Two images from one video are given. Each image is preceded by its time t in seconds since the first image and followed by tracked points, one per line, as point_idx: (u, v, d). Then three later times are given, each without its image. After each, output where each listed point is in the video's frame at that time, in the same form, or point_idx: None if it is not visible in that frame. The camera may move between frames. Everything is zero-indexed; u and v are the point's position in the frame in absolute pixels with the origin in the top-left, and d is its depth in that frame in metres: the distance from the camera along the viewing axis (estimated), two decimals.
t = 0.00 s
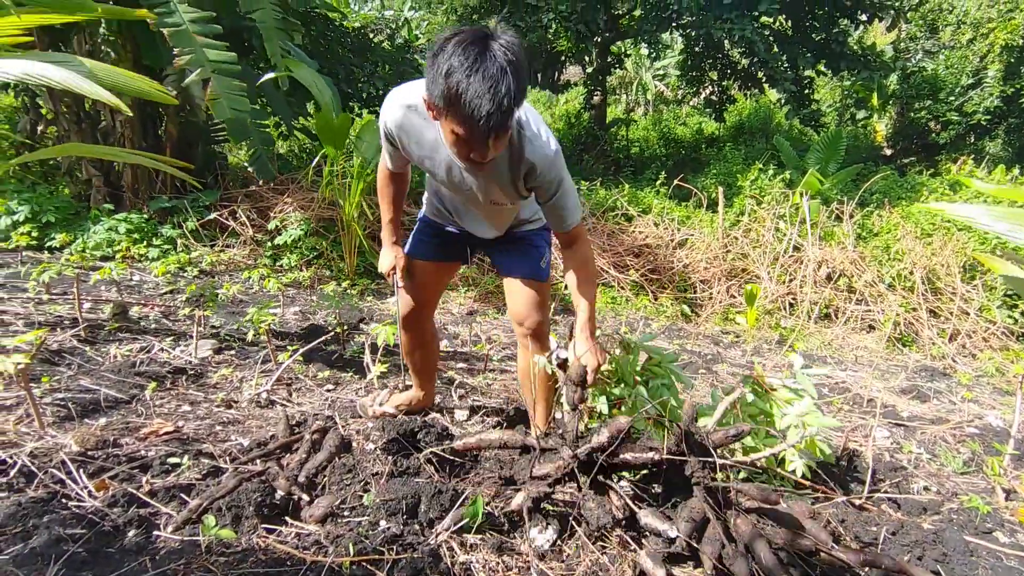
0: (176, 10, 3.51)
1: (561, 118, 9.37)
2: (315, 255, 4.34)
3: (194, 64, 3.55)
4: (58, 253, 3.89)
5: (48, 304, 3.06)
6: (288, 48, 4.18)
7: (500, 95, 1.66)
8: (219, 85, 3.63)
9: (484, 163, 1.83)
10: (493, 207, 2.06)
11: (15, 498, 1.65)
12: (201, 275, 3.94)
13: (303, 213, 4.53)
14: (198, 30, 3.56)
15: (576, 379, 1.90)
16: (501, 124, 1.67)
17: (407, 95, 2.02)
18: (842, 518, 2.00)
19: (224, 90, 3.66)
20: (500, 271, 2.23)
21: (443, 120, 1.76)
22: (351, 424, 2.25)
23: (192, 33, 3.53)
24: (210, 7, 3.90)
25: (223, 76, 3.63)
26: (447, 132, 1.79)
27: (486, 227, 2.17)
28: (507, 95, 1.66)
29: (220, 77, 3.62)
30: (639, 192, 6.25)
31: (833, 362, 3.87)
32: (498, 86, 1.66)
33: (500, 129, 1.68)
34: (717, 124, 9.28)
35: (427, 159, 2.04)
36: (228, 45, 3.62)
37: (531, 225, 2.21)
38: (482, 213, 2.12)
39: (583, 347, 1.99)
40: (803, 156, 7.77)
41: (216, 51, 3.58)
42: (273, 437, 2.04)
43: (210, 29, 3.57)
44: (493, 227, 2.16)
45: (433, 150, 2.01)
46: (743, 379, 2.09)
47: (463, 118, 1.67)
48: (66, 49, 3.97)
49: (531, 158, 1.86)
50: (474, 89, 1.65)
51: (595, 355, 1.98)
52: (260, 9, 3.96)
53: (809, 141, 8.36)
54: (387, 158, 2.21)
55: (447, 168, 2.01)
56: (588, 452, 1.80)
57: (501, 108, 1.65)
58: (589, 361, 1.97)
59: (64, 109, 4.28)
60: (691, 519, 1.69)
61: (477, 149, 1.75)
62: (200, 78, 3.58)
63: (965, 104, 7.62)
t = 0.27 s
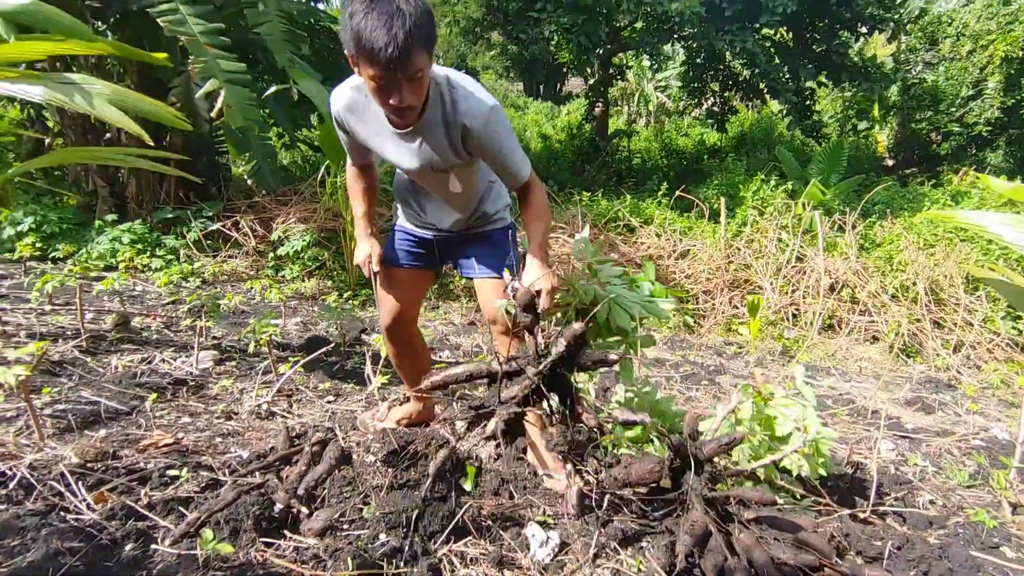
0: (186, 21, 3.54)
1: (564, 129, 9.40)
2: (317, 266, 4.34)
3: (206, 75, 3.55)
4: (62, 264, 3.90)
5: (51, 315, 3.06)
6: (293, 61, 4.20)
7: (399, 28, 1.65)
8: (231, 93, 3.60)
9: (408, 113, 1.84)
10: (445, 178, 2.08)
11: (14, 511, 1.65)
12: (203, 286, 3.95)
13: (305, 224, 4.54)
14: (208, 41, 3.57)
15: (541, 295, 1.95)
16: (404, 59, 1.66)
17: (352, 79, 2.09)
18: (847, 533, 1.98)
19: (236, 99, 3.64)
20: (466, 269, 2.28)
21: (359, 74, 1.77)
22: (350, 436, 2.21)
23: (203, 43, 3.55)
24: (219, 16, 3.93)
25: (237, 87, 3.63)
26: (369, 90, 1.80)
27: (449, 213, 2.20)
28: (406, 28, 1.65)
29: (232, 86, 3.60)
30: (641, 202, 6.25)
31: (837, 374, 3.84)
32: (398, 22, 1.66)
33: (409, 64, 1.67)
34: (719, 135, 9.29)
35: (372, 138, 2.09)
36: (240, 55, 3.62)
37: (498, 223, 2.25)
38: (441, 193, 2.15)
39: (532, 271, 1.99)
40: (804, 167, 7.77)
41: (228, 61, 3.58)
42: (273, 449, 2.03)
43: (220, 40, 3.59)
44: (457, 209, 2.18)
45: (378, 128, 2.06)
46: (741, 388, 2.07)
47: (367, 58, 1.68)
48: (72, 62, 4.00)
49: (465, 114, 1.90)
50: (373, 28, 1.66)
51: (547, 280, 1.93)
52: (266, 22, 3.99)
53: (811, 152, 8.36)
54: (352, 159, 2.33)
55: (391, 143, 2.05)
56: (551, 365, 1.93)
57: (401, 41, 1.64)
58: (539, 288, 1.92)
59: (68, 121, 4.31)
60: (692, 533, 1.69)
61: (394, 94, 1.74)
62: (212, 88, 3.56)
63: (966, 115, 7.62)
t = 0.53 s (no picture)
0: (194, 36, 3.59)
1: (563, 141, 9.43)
2: (317, 278, 4.34)
3: (216, 86, 3.55)
4: (62, 276, 3.90)
5: (50, 327, 3.05)
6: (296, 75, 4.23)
7: (366, 9, 1.72)
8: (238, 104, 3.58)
9: (376, 100, 1.91)
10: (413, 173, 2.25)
11: (9, 526, 1.63)
12: (203, 298, 3.94)
13: (305, 236, 4.55)
14: (215, 54, 3.60)
15: (491, 271, 2.09)
16: (374, 35, 1.72)
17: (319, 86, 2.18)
18: (850, 547, 1.96)
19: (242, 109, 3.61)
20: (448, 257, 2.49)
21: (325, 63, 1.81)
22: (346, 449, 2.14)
23: (211, 57, 3.59)
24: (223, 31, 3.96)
25: (246, 96, 3.62)
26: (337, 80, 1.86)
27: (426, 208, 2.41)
28: (373, 8, 1.73)
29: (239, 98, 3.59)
30: (641, 214, 6.26)
31: (838, 385, 3.82)
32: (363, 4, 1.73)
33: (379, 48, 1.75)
34: (718, 147, 9.32)
35: (343, 144, 2.24)
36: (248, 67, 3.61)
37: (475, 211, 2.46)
38: (413, 189, 2.33)
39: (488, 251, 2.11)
40: (803, 179, 7.79)
41: (237, 74, 3.58)
42: (271, 462, 2.01)
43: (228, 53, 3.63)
44: (435, 201, 2.39)
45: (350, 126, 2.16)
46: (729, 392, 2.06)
47: (340, 41, 1.70)
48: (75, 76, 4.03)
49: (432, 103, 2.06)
50: (337, 11, 1.70)
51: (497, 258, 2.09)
52: (269, 37, 4.02)
53: (810, 165, 8.38)
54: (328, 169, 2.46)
55: (360, 146, 2.21)
56: (478, 335, 2.05)
57: (371, 19, 1.71)
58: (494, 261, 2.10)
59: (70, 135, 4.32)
60: (694, 547, 1.68)
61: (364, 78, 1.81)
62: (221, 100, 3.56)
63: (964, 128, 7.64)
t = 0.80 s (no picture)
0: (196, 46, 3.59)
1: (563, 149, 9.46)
2: (317, 285, 4.33)
3: (218, 94, 3.55)
4: (62, 283, 3.90)
5: (49, 335, 3.05)
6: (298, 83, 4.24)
7: (371, 18, 1.72)
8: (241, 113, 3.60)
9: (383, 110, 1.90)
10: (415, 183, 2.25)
11: (7, 534, 1.62)
12: (203, 305, 3.94)
13: (305, 244, 4.55)
14: (218, 62, 3.60)
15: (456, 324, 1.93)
16: (383, 41, 1.71)
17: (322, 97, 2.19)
18: (852, 555, 1.96)
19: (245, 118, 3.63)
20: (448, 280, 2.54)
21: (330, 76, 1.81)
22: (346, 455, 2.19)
23: (214, 66, 3.58)
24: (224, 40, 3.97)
25: (248, 105, 3.61)
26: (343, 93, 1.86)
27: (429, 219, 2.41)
28: (377, 15, 1.73)
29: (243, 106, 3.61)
30: (640, 221, 6.26)
31: (839, 392, 3.81)
32: (367, 11, 1.72)
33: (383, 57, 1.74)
34: (717, 155, 9.34)
35: (348, 154, 2.25)
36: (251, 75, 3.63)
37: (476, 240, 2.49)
38: (416, 201, 2.33)
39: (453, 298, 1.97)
40: (802, 186, 7.80)
41: (240, 82, 3.59)
42: (270, 470, 2.00)
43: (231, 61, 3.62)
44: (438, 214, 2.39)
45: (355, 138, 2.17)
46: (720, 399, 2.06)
47: (348, 50, 1.70)
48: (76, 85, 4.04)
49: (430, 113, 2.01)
50: (343, 20, 1.70)
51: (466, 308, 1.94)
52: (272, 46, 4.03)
53: (809, 172, 8.40)
54: (330, 183, 2.47)
55: (365, 157, 2.22)
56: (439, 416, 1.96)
57: (378, 26, 1.71)
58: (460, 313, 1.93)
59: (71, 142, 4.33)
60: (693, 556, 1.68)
61: (369, 89, 1.80)
62: (224, 109, 3.58)
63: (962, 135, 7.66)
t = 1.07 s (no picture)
0: (192, 48, 3.55)
1: (563, 151, 9.45)
2: (317, 287, 4.32)
3: (214, 98, 3.54)
4: (62, 285, 3.89)
5: (49, 337, 3.05)
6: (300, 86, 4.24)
7: (389, 48, 1.71)
8: (235, 117, 3.58)
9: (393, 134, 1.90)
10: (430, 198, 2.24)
11: (6, 536, 1.62)
12: (203, 307, 3.93)
13: (305, 246, 4.55)
14: (214, 66, 3.58)
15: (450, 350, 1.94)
16: (392, 75, 1.70)
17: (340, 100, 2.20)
18: (853, 561, 1.95)
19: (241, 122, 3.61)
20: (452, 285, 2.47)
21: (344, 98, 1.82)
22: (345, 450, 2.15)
23: (209, 69, 3.56)
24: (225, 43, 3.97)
25: (243, 108, 3.60)
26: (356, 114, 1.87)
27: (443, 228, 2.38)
28: (394, 46, 1.71)
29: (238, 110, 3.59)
30: (641, 224, 6.26)
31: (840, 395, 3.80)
32: (384, 40, 1.71)
33: (396, 88, 1.74)
34: (717, 157, 9.33)
35: (365, 163, 2.25)
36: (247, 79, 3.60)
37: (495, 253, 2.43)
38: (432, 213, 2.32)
39: (448, 326, 1.95)
40: (802, 188, 7.80)
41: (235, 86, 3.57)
42: (270, 472, 1.99)
43: (228, 64, 3.60)
44: (452, 228, 2.37)
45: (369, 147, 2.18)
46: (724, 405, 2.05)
47: (366, 78, 1.70)
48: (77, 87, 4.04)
49: (441, 133, 1.96)
50: (359, 48, 1.70)
51: (459, 337, 1.94)
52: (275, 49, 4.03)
53: (809, 175, 8.40)
54: (341, 190, 2.45)
55: (382, 168, 2.22)
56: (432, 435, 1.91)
57: (390, 58, 1.70)
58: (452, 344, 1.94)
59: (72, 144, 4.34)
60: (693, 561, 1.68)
61: (380, 116, 1.81)
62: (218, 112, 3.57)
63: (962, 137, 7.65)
